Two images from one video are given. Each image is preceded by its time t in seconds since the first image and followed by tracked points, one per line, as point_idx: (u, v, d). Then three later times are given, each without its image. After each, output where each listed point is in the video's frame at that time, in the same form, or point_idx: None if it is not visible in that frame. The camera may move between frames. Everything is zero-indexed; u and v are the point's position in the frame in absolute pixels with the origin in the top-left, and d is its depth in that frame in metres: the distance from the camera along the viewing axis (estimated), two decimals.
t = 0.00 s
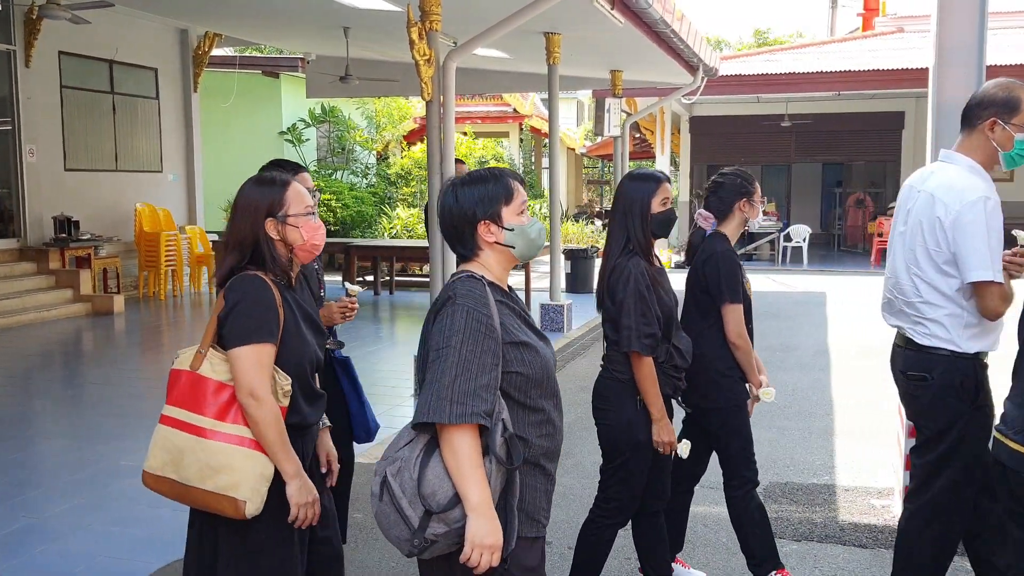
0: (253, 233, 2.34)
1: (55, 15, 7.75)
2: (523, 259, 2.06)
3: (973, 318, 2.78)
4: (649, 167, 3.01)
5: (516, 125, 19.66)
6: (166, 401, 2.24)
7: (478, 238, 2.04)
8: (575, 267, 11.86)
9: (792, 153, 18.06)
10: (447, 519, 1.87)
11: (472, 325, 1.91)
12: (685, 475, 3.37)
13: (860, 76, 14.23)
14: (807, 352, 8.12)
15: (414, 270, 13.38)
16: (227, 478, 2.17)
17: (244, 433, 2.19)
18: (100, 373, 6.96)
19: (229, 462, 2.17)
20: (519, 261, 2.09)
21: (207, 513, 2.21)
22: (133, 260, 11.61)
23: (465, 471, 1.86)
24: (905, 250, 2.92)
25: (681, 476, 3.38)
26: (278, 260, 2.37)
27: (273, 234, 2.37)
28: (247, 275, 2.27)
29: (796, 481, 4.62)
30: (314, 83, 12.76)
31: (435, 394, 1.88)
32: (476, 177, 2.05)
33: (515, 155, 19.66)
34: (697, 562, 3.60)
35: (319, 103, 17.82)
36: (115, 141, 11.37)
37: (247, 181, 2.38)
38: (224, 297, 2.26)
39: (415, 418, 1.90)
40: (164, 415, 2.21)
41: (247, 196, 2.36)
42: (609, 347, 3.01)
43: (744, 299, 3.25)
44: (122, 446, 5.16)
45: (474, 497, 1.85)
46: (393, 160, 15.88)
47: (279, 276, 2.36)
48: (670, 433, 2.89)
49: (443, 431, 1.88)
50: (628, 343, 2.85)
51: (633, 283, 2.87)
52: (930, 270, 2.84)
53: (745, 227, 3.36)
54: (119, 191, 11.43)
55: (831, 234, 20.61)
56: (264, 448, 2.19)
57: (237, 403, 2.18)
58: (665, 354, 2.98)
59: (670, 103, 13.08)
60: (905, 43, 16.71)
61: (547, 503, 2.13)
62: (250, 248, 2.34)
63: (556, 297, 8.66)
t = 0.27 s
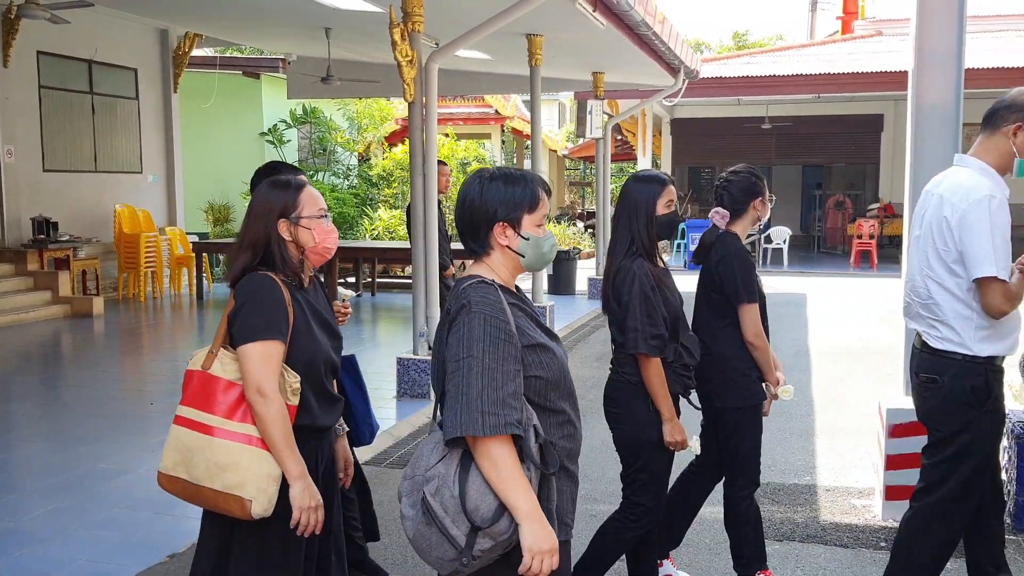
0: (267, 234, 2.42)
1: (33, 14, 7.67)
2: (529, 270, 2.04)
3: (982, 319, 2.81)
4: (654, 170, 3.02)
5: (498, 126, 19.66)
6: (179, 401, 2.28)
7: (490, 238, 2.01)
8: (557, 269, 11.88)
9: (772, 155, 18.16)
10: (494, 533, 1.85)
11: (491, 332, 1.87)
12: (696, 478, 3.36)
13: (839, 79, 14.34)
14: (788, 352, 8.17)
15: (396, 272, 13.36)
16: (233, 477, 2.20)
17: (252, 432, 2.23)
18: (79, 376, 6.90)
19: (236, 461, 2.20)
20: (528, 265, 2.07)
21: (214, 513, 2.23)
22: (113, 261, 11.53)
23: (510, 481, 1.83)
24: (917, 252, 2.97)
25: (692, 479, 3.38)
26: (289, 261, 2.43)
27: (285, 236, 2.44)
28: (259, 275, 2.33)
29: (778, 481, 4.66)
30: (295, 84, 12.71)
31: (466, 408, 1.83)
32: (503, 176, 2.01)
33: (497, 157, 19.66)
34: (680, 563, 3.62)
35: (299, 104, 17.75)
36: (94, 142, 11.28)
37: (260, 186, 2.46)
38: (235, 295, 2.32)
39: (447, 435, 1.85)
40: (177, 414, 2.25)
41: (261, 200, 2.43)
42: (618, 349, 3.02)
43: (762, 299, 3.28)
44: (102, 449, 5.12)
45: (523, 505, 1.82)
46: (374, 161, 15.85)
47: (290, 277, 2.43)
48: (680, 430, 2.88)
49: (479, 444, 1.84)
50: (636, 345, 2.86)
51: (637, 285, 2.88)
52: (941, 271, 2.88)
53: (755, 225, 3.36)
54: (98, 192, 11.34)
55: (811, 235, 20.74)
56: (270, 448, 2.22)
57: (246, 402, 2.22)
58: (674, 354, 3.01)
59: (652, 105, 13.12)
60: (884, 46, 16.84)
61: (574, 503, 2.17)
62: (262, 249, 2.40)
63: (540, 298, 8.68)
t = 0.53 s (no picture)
0: (291, 230, 2.45)
1: (20, 14, 7.63)
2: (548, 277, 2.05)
3: (1006, 314, 2.85)
4: (660, 171, 3.03)
5: (487, 127, 19.67)
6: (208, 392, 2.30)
7: (520, 240, 1.99)
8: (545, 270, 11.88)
9: (759, 156, 18.22)
10: (510, 545, 1.85)
11: (511, 338, 1.86)
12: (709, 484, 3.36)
13: (825, 81, 14.40)
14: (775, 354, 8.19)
15: (384, 273, 13.33)
16: (261, 465, 2.21)
17: (281, 421, 2.25)
18: (64, 377, 6.87)
19: (265, 450, 2.22)
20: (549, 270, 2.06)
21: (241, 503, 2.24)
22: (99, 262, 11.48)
23: (525, 494, 1.81)
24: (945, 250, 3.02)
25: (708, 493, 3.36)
26: (316, 254, 2.47)
27: (311, 230, 2.48)
28: (287, 268, 2.37)
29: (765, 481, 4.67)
30: (283, 85, 12.67)
31: (483, 418, 1.82)
32: (545, 181, 1.99)
33: (486, 158, 19.65)
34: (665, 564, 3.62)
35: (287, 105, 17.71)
36: (80, 142, 11.22)
37: (286, 182, 2.51)
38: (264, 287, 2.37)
39: (464, 443, 1.84)
40: (207, 405, 2.27)
41: (287, 196, 2.47)
42: (624, 352, 3.01)
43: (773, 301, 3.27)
44: (88, 450, 5.11)
45: (537, 519, 1.80)
46: (363, 162, 15.82)
47: (318, 271, 2.46)
48: (692, 430, 2.87)
49: (496, 454, 1.82)
50: (644, 345, 2.85)
51: (645, 285, 2.87)
52: (968, 265, 2.93)
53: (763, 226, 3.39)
54: (84, 192, 11.29)
55: (798, 237, 20.81)
56: (299, 438, 2.24)
57: (274, 391, 2.25)
58: (682, 355, 2.97)
59: (639, 106, 13.16)
60: (870, 49, 16.93)
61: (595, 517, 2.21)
62: (289, 244, 2.44)
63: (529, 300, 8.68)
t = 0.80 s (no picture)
0: (307, 230, 2.47)
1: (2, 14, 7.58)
2: (571, 282, 2.06)
3: (1021, 309, 2.87)
4: (671, 173, 3.06)
5: (472, 129, 19.67)
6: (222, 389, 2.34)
7: (542, 244, 2.00)
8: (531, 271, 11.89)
9: (744, 159, 18.30)
10: (518, 556, 1.85)
11: (529, 346, 1.84)
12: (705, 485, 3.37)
13: (809, 84, 14.48)
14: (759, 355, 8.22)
15: (370, 274, 13.31)
16: (278, 462, 2.26)
17: (297, 419, 2.29)
18: (48, 379, 6.83)
19: (282, 447, 2.27)
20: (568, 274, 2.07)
21: (256, 499, 2.29)
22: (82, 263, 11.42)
23: (537, 505, 1.81)
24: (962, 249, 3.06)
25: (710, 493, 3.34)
26: (332, 255, 2.49)
27: (326, 231, 2.49)
28: (303, 267, 2.39)
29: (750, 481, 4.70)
30: (267, 85, 12.62)
31: (497, 426, 1.81)
32: (570, 185, 2.00)
33: (471, 160, 19.64)
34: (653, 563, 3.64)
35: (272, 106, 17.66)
36: (64, 143, 11.15)
37: (301, 184, 2.52)
38: (281, 287, 2.39)
39: (476, 452, 1.83)
40: (220, 401, 2.31)
41: (303, 197, 2.50)
42: (627, 354, 3.01)
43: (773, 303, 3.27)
44: (72, 451, 5.08)
45: (547, 531, 1.81)
46: (348, 163, 15.78)
47: (335, 271, 2.49)
48: (692, 436, 2.85)
49: (508, 463, 1.82)
50: (648, 348, 2.85)
51: (652, 287, 2.87)
52: (983, 262, 2.96)
53: (769, 228, 3.39)
54: (67, 193, 11.22)
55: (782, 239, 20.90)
56: (315, 435, 2.29)
57: (291, 390, 2.29)
58: (685, 358, 2.98)
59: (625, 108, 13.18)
60: (854, 52, 17.03)
61: (600, 525, 2.19)
62: (305, 245, 2.46)
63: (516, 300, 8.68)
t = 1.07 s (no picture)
0: (318, 231, 2.47)
1: None
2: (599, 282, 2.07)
3: None
4: (693, 177, 3.06)
5: (460, 129, 19.66)
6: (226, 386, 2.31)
7: (568, 245, 1.98)
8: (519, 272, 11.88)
9: (731, 160, 18.34)
10: (535, 558, 1.82)
11: (553, 346, 1.81)
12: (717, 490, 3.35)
13: (797, 86, 14.53)
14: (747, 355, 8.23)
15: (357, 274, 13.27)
16: (280, 463, 2.23)
17: (299, 420, 2.27)
18: (33, 380, 6.78)
19: (284, 447, 2.24)
20: (595, 274, 2.05)
21: (254, 499, 2.26)
22: (68, 263, 11.36)
23: (555, 506, 1.78)
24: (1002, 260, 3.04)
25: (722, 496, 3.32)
26: (343, 257, 2.48)
27: (338, 233, 2.48)
28: (313, 268, 2.38)
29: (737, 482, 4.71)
30: (255, 85, 12.57)
31: (517, 424, 1.77)
32: (589, 184, 1.98)
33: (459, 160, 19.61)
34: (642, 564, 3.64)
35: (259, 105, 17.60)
36: (49, 142, 11.07)
37: (314, 185, 2.52)
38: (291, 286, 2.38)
39: (496, 450, 1.80)
40: (225, 399, 2.27)
41: (314, 199, 2.49)
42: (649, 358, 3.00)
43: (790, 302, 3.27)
44: (57, 452, 5.05)
45: (565, 534, 1.77)
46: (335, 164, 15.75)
47: (345, 273, 2.47)
48: (714, 444, 2.84)
49: (528, 463, 1.78)
50: (669, 353, 2.84)
51: (676, 292, 2.87)
52: None
53: (788, 231, 3.39)
54: (53, 193, 11.15)
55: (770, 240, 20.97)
56: (316, 437, 2.27)
57: (295, 391, 2.27)
58: (710, 364, 2.95)
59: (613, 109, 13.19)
60: (840, 53, 17.11)
61: (613, 532, 2.16)
62: (315, 247, 2.46)
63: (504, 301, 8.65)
